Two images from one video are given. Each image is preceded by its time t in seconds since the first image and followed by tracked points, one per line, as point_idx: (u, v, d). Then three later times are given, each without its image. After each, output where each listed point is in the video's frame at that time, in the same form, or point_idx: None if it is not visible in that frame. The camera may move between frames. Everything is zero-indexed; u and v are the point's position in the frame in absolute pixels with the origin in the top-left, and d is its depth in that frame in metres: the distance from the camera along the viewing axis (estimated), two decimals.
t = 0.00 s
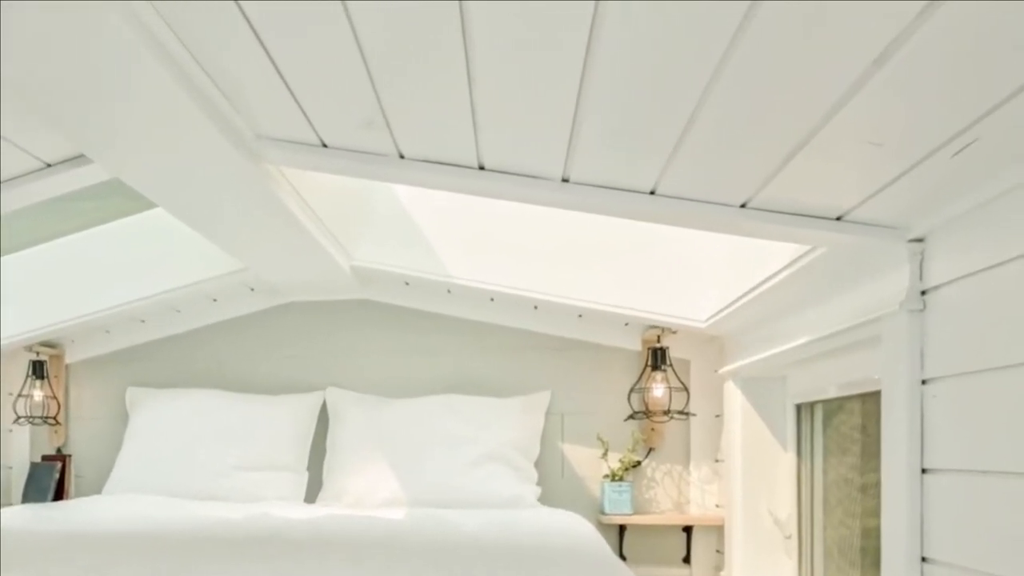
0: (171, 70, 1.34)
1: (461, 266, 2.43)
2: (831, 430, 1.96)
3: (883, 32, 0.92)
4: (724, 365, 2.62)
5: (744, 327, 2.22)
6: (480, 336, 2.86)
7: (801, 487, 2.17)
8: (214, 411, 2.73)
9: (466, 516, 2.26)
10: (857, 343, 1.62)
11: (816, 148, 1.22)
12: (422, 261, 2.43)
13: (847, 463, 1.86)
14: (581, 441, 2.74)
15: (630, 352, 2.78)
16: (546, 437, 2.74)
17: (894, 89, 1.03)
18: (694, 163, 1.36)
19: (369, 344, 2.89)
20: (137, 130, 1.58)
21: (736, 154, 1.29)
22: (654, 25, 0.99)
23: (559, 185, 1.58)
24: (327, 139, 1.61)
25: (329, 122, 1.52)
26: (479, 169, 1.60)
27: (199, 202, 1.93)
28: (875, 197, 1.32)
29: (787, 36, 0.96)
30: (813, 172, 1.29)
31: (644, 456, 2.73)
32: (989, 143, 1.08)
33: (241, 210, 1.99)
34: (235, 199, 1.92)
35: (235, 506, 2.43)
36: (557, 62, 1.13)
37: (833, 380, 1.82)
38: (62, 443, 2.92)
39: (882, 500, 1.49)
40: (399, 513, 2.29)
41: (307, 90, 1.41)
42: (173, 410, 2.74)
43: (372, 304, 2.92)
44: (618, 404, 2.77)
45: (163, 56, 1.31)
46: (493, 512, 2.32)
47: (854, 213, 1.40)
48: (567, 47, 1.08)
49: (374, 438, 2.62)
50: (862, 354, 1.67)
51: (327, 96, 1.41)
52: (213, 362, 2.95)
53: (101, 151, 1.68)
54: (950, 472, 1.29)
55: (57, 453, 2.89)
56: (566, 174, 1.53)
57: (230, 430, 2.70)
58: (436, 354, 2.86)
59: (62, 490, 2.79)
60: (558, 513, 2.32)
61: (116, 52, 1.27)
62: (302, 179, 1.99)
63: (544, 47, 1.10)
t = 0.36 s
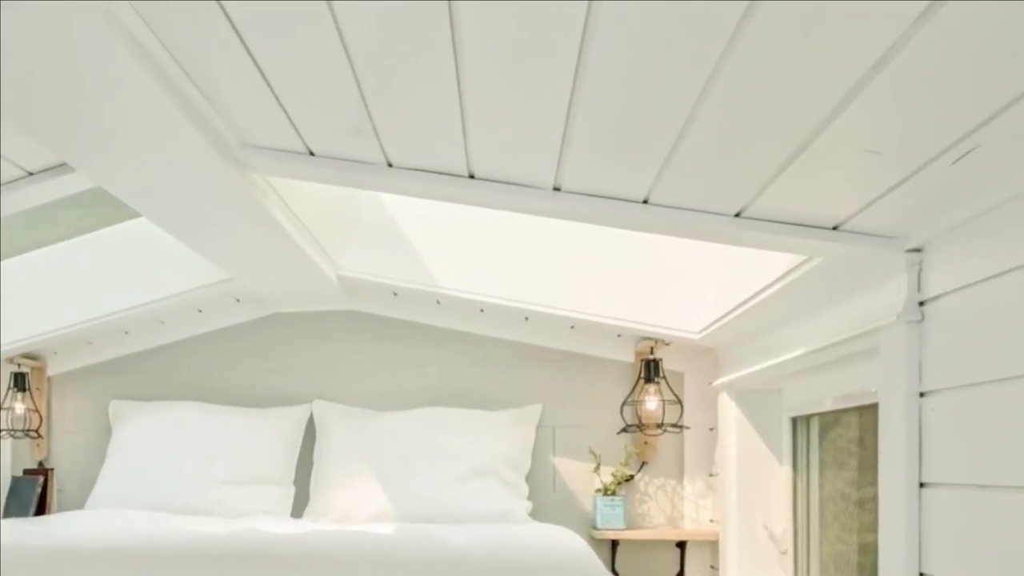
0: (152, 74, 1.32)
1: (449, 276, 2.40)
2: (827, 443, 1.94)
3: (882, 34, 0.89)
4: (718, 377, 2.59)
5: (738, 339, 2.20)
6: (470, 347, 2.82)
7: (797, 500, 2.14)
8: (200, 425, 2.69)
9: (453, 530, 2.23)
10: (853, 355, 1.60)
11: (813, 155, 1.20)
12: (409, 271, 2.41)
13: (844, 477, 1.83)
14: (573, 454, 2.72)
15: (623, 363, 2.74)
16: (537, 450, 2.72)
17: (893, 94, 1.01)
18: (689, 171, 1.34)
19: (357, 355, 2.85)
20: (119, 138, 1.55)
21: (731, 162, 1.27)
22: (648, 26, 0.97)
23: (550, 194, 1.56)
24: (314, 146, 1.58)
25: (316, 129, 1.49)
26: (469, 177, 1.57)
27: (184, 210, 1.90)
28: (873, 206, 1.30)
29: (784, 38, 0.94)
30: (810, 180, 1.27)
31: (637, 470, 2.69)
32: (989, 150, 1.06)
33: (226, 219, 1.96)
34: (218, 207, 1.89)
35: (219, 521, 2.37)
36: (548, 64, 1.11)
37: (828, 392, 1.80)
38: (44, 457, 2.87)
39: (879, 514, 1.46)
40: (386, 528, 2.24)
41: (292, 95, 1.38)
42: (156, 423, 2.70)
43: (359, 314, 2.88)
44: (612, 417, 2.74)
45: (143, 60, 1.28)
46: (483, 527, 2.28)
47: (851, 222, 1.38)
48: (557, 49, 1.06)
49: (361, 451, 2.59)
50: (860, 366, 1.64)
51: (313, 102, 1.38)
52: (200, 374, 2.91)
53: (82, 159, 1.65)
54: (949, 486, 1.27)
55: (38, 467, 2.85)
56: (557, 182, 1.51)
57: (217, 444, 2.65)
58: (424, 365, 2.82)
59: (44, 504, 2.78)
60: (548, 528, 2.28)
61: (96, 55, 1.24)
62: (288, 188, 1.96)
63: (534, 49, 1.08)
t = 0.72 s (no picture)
0: (134, 80, 1.29)
1: (439, 286, 2.37)
2: (824, 456, 1.91)
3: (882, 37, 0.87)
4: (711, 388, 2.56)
5: (732, 351, 2.18)
6: (460, 359, 2.79)
7: (794, 513, 2.11)
8: (186, 439, 2.65)
9: (439, 544, 2.20)
10: (849, 367, 1.58)
11: (809, 164, 1.18)
12: (398, 283, 2.38)
13: (840, 491, 1.80)
14: (565, 468, 2.68)
15: (616, 375, 2.71)
16: (528, 463, 2.69)
17: (892, 101, 0.99)
18: (683, 180, 1.32)
19: (344, 366, 2.81)
20: (102, 148, 1.52)
21: (726, 170, 1.25)
22: (643, 26, 0.95)
23: (541, 203, 1.53)
24: (300, 154, 1.55)
25: (302, 136, 1.47)
26: (458, 186, 1.55)
27: (168, 220, 1.87)
28: (870, 215, 1.28)
29: (781, 40, 0.92)
30: (806, 189, 1.25)
31: (630, 484, 2.65)
32: (988, 159, 1.04)
33: (210, 229, 1.93)
34: (203, 217, 1.86)
35: (204, 537, 2.33)
36: (540, 67, 1.08)
37: (825, 406, 1.77)
38: (26, 471, 2.83)
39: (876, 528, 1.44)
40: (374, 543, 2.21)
41: (278, 102, 1.35)
42: (140, 436, 2.66)
43: (347, 325, 2.84)
44: (605, 430, 2.70)
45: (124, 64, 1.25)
46: (472, 543, 2.25)
47: (847, 232, 1.36)
48: (550, 50, 1.04)
49: (349, 465, 2.56)
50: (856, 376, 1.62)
51: (300, 108, 1.35)
52: (185, 386, 2.86)
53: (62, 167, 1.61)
54: (947, 501, 1.24)
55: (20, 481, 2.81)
56: (549, 191, 1.49)
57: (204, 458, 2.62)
58: (411, 377, 2.79)
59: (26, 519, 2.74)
60: (538, 543, 2.25)
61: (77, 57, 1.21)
62: (274, 196, 1.93)
63: (527, 51, 1.05)
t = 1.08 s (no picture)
0: (117, 83, 1.26)
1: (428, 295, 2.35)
2: (820, 470, 1.89)
3: (882, 40, 0.86)
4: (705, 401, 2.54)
5: (726, 362, 2.16)
6: (450, 371, 2.76)
7: (790, 527, 2.08)
8: (171, 451, 2.61)
9: (427, 558, 2.17)
10: (845, 379, 1.56)
11: (805, 171, 1.16)
12: (388, 293, 2.35)
13: (837, 505, 1.78)
14: (557, 482, 2.65)
15: (609, 387, 2.69)
16: (520, 477, 2.66)
17: (890, 108, 0.97)
18: (678, 188, 1.30)
19: (332, 378, 2.78)
20: (85, 155, 1.49)
21: (721, 177, 1.24)
22: (636, 28, 0.93)
23: (533, 213, 1.51)
24: (287, 162, 1.52)
25: (290, 144, 1.44)
26: (448, 194, 1.52)
27: (153, 229, 1.84)
28: (867, 224, 1.26)
29: (779, 43, 0.90)
30: (802, 198, 1.24)
31: (623, 498, 2.63)
32: (987, 167, 1.02)
33: (195, 239, 1.90)
34: (189, 226, 1.83)
35: (189, 551, 2.29)
36: (532, 70, 1.06)
37: (819, 419, 1.78)
38: (8, 484, 2.79)
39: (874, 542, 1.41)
40: (362, 558, 2.17)
41: (265, 108, 1.32)
42: (126, 449, 2.63)
43: (335, 337, 2.81)
44: (597, 443, 2.67)
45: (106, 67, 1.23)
46: (462, 557, 2.22)
47: (844, 241, 1.34)
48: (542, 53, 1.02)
49: (338, 479, 2.52)
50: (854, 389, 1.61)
51: (288, 114, 1.33)
52: (171, 399, 2.82)
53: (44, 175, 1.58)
54: (945, 515, 1.22)
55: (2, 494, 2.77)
56: (540, 200, 1.47)
57: (189, 471, 2.58)
58: (401, 389, 2.75)
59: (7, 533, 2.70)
60: (529, 558, 2.22)
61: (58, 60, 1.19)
62: (262, 206, 1.90)
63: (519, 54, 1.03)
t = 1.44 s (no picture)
0: (100, 83, 1.24)
1: (419, 303, 2.32)
2: (817, 480, 1.87)
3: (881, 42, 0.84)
4: (701, 411, 2.50)
5: (721, 371, 2.14)
6: (442, 380, 2.73)
7: (787, 538, 2.06)
8: (159, 462, 2.58)
9: (417, 570, 2.15)
10: (840, 388, 1.54)
11: (803, 177, 1.15)
12: (380, 301, 2.32)
13: (834, 516, 1.76)
14: (550, 492, 2.63)
15: (603, 397, 2.67)
16: (513, 487, 2.64)
17: (888, 114, 0.96)
18: (673, 194, 1.29)
19: (322, 388, 2.75)
20: (70, 160, 1.46)
21: (718, 182, 1.22)
22: (631, 30, 0.91)
23: (526, 219, 1.49)
24: (276, 169, 1.50)
25: (278, 149, 1.42)
26: (440, 201, 1.51)
27: (141, 237, 1.82)
28: (864, 232, 1.25)
29: (777, 45, 0.88)
30: (798, 204, 1.23)
31: (617, 509, 2.60)
32: (987, 174, 1.00)
33: (181, 246, 1.88)
34: (176, 233, 1.80)
35: (177, 563, 2.26)
36: (525, 71, 1.04)
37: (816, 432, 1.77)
38: None
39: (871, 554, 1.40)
40: (353, 571, 2.15)
41: (252, 112, 1.30)
42: (113, 459, 2.59)
43: (326, 345, 2.78)
44: (591, 453, 2.65)
45: (88, 64, 1.20)
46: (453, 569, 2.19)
47: (841, 249, 1.33)
48: (535, 55, 1.00)
49: (328, 490, 2.49)
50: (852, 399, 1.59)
51: (277, 119, 1.31)
52: (160, 408, 2.79)
53: (29, 181, 1.56)
54: (944, 527, 1.20)
55: None
56: (534, 206, 1.45)
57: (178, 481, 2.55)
58: (392, 398, 2.73)
59: None
60: (521, 569, 2.19)
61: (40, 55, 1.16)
62: (252, 212, 1.87)
63: (511, 55, 1.01)
